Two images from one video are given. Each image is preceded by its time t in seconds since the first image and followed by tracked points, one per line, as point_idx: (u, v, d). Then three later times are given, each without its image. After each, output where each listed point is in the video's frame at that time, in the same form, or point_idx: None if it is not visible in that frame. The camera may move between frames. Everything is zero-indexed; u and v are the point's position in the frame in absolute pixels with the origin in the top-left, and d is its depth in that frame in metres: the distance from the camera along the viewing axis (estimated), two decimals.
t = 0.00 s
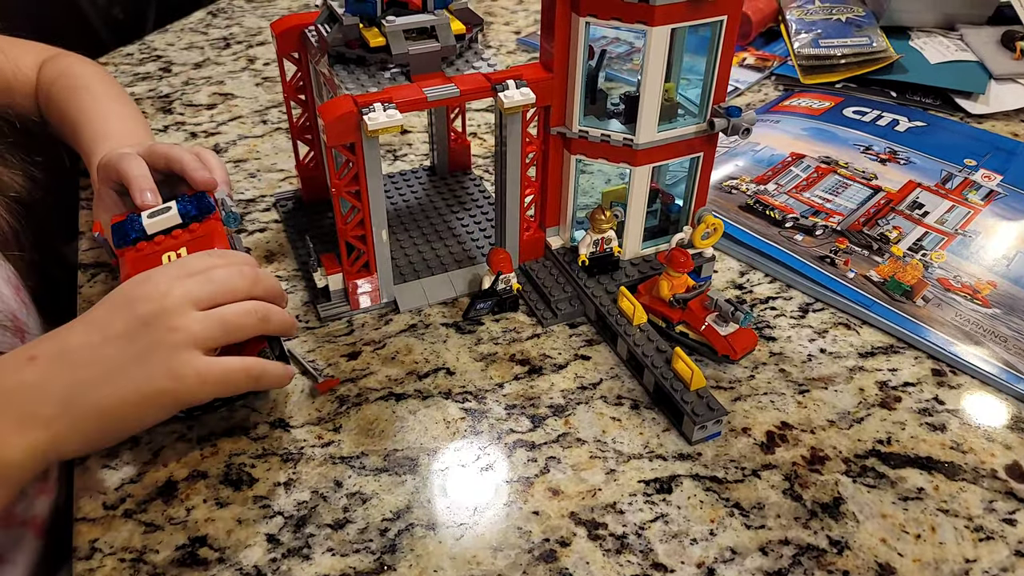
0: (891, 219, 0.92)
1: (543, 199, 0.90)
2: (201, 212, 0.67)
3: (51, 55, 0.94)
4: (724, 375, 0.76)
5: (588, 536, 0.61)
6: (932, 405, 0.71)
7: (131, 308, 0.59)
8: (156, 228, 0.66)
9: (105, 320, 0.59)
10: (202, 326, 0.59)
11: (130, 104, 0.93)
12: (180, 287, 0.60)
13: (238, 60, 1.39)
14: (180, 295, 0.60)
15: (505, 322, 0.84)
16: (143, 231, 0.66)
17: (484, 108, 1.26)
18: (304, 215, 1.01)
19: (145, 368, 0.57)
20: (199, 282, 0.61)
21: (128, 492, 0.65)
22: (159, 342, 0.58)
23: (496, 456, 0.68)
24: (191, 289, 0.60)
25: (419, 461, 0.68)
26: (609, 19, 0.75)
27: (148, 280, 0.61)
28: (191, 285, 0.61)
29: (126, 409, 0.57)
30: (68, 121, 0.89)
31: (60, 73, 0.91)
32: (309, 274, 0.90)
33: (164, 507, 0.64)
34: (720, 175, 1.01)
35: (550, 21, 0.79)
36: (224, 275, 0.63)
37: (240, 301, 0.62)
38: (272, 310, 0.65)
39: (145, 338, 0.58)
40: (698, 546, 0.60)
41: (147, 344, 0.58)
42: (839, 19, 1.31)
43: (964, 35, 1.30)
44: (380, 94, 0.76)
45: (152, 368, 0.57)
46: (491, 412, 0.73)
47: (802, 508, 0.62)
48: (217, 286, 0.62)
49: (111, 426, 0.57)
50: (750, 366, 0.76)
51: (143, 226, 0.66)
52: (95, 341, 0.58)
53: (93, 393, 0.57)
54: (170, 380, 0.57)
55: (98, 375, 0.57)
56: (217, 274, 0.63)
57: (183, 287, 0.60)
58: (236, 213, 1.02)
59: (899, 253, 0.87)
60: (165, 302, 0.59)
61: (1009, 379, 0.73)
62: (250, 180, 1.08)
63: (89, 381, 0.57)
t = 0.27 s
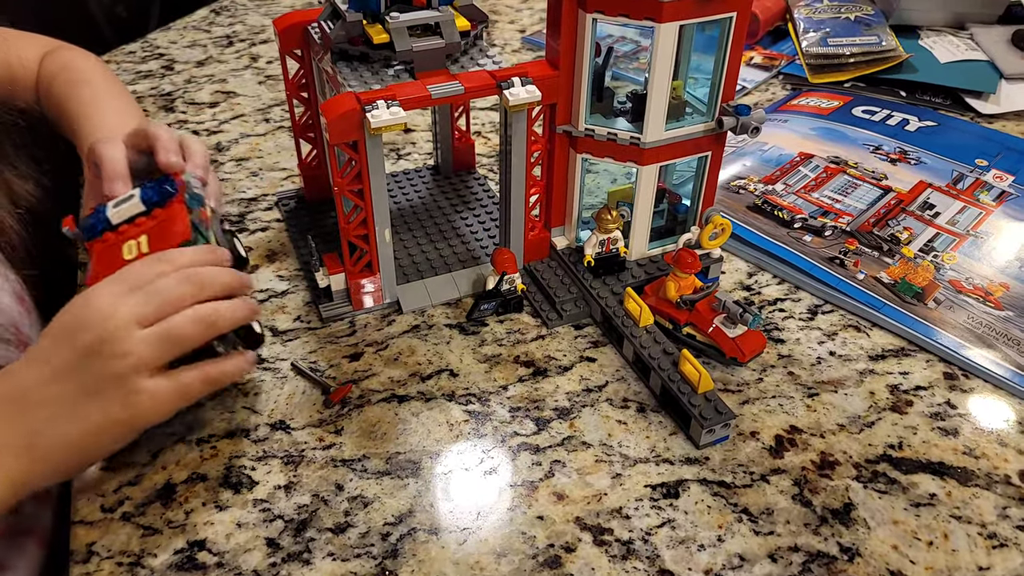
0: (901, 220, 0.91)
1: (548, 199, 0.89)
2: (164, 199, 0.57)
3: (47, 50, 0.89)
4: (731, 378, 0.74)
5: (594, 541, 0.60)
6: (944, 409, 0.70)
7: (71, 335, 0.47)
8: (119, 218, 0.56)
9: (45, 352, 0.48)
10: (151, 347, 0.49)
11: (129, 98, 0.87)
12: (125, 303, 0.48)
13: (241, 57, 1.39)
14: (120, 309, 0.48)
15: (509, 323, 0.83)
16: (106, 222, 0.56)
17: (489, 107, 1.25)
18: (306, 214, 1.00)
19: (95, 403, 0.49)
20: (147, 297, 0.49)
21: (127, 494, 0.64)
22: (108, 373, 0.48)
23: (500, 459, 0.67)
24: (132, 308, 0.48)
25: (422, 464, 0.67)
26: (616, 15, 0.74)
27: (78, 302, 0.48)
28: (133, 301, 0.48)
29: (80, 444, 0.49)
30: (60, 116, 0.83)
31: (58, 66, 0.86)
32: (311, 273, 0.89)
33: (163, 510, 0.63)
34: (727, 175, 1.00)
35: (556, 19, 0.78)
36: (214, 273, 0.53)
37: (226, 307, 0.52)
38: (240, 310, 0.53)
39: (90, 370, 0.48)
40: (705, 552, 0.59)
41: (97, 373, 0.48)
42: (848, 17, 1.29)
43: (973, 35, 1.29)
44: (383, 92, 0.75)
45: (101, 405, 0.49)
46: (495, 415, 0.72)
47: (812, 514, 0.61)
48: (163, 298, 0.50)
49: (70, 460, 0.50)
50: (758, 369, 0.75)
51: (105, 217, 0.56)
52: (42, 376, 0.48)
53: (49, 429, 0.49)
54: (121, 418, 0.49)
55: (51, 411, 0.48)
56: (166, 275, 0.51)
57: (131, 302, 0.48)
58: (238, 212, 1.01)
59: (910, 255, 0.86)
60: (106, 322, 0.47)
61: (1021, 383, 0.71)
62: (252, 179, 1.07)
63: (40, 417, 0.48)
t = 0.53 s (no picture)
0: (907, 219, 0.90)
1: (551, 196, 0.88)
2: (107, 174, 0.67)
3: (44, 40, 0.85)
4: (735, 377, 0.74)
5: (595, 541, 0.59)
6: (950, 410, 0.69)
7: None
8: (76, 191, 0.66)
9: None
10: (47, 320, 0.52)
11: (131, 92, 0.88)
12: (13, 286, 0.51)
13: (244, 55, 1.38)
14: None
15: (511, 321, 0.82)
16: (66, 197, 0.65)
17: (492, 104, 1.24)
18: (308, 211, 0.99)
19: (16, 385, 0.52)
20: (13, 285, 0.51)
21: (124, 491, 0.64)
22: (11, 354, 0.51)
23: (501, 458, 0.67)
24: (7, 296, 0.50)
25: (422, 462, 0.66)
26: (619, 11, 0.74)
27: None
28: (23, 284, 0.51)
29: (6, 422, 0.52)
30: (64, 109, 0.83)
31: (61, 59, 0.84)
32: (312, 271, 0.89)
33: (161, 507, 0.63)
34: (731, 173, 1.00)
35: (559, 15, 0.77)
36: (112, 245, 0.56)
37: (112, 276, 0.54)
38: (131, 280, 0.55)
39: None
40: (708, 552, 0.58)
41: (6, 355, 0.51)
42: (853, 15, 1.29)
43: (981, 34, 1.28)
44: (385, 87, 0.74)
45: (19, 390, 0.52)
46: (496, 413, 0.71)
47: (816, 515, 0.60)
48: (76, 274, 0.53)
49: None
50: (762, 368, 0.74)
51: (66, 193, 0.65)
52: None
53: None
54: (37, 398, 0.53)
55: None
56: (65, 282, 0.52)
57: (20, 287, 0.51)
58: (239, 209, 1.00)
59: (916, 254, 0.85)
60: None
61: None
62: (253, 176, 1.07)
63: None
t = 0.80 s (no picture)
0: (911, 220, 0.90)
1: (555, 196, 0.88)
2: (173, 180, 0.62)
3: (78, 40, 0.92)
4: (739, 377, 0.74)
5: (599, 540, 0.59)
6: (954, 410, 0.69)
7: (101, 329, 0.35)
8: (129, 189, 0.61)
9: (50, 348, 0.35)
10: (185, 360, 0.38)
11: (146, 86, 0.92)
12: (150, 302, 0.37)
13: (249, 54, 1.39)
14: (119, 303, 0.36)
15: (515, 320, 0.83)
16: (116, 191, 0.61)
17: (496, 105, 1.24)
18: (312, 210, 1.00)
19: (133, 408, 0.37)
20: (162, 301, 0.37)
21: (130, 488, 0.64)
22: (130, 381, 0.36)
23: (505, 457, 0.67)
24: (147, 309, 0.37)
25: (426, 461, 0.67)
26: (624, 11, 0.74)
27: (110, 297, 0.36)
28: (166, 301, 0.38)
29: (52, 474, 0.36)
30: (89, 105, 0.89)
31: (87, 55, 0.92)
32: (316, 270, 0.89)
33: (166, 505, 0.63)
34: (736, 174, 1.00)
35: (564, 15, 0.77)
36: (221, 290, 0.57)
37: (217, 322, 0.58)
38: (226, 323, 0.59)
39: (115, 376, 0.36)
40: (712, 552, 0.58)
41: (110, 381, 0.36)
42: (858, 16, 1.29)
43: (985, 35, 1.28)
44: (390, 86, 0.74)
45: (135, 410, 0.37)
46: (500, 412, 0.71)
47: (819, 514, 0.61)
48: (166, 309, 0.37)
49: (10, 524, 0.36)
50: (766, 368, 0.74)
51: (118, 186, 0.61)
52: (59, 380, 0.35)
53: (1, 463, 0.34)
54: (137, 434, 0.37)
55: (67, 417, 0.35)
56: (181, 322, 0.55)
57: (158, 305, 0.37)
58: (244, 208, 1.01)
59: (920, 255, 0.85)
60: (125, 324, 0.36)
61: None
62: (258, 175, 1.07)
63: None
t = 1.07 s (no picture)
0: (911, 219, 0.90)
1: (554, 196, 0.89)
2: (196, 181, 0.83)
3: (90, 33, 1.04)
4: (737, 376, 0.74)
5: (596, 538, 0.59)
6: (952, 409, 0.69)
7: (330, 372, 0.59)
8: (151, 182, 0.82)
9: (304, 382, 0.59)
10: (391, 414, 0.61)
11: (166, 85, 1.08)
12: (370, 363, 0.61)
13: (250, 54, 1.39)
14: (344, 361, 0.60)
15: (514, 319, 0.83)
16: (140, 183, 0.82)
17: (497, 104, 1.25)
18: (313, 209, 1.00)
19: (333, 451, 0.58)
20: (377, 361, 0.62)
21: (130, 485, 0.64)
22: (343, 425, 0.58)
23: (503, 455, 0.67)
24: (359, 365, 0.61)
25: (425, 458, 0.67)
26: (623, 11, 0.74)
27: (326, 354, 0.60)
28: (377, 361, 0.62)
29: (259, 491, 0.57)
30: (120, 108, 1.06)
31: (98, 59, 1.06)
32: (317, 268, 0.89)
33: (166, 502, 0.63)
34: (735, 174, 1.00)
35: (564, 14, 0.77)
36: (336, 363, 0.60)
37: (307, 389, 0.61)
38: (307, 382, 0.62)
39: (335, 418, 0.58)
40: (708, 550, 0.58)
41: (333, 422, 0.58)
42: (858, 17, 1.29)
43: (986, 35, 1.28)
44: (390, 85, 0.75)
45: (338, 449, 0.59)
46: (498, 411, 0.71)
47: (817, 513, 0.61)
48: (386, 373, 0.62)
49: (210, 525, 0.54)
50: (764, 367, 0.75)
51: (141, 179, 0.82)
52: (297, 408, 0.58)
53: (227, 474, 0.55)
54: (339, 472, 0.59)
55: (299, 447, 0.57)
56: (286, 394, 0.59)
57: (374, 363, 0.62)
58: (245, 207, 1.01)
59: (919, 254, 0.85)
60: (348, 374, 0.59)
61: None
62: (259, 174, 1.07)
63: (222, 455, 0.55)
